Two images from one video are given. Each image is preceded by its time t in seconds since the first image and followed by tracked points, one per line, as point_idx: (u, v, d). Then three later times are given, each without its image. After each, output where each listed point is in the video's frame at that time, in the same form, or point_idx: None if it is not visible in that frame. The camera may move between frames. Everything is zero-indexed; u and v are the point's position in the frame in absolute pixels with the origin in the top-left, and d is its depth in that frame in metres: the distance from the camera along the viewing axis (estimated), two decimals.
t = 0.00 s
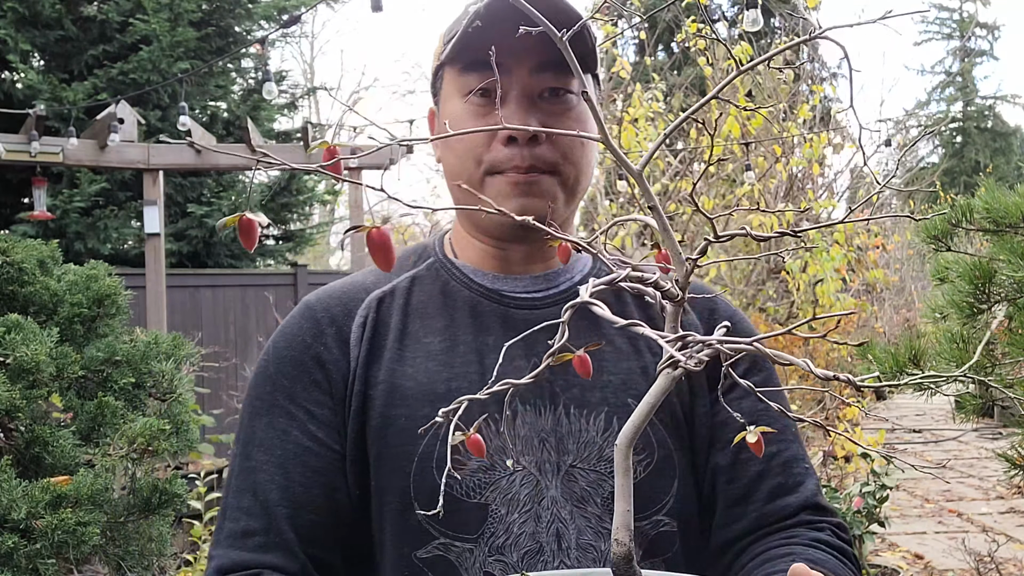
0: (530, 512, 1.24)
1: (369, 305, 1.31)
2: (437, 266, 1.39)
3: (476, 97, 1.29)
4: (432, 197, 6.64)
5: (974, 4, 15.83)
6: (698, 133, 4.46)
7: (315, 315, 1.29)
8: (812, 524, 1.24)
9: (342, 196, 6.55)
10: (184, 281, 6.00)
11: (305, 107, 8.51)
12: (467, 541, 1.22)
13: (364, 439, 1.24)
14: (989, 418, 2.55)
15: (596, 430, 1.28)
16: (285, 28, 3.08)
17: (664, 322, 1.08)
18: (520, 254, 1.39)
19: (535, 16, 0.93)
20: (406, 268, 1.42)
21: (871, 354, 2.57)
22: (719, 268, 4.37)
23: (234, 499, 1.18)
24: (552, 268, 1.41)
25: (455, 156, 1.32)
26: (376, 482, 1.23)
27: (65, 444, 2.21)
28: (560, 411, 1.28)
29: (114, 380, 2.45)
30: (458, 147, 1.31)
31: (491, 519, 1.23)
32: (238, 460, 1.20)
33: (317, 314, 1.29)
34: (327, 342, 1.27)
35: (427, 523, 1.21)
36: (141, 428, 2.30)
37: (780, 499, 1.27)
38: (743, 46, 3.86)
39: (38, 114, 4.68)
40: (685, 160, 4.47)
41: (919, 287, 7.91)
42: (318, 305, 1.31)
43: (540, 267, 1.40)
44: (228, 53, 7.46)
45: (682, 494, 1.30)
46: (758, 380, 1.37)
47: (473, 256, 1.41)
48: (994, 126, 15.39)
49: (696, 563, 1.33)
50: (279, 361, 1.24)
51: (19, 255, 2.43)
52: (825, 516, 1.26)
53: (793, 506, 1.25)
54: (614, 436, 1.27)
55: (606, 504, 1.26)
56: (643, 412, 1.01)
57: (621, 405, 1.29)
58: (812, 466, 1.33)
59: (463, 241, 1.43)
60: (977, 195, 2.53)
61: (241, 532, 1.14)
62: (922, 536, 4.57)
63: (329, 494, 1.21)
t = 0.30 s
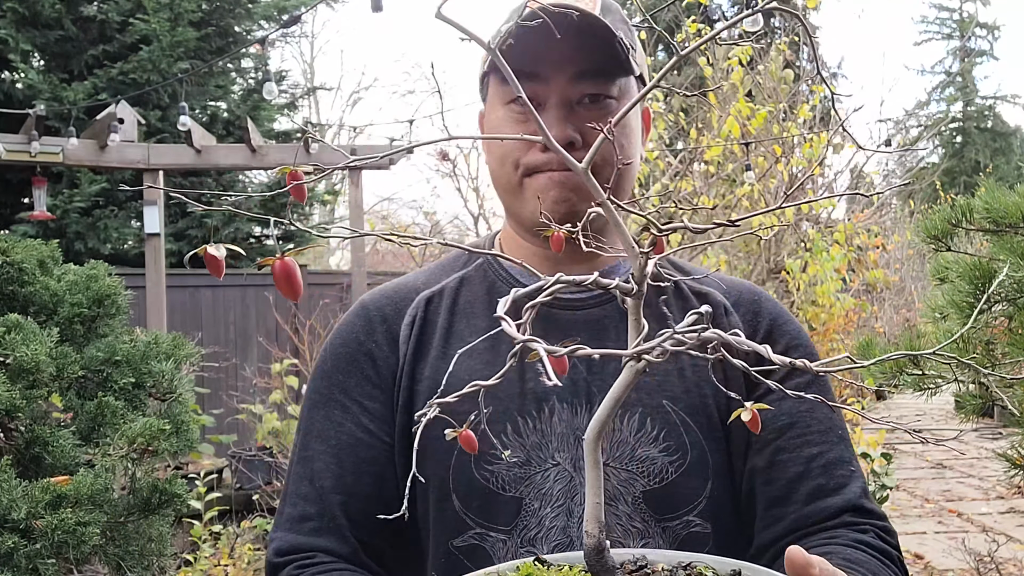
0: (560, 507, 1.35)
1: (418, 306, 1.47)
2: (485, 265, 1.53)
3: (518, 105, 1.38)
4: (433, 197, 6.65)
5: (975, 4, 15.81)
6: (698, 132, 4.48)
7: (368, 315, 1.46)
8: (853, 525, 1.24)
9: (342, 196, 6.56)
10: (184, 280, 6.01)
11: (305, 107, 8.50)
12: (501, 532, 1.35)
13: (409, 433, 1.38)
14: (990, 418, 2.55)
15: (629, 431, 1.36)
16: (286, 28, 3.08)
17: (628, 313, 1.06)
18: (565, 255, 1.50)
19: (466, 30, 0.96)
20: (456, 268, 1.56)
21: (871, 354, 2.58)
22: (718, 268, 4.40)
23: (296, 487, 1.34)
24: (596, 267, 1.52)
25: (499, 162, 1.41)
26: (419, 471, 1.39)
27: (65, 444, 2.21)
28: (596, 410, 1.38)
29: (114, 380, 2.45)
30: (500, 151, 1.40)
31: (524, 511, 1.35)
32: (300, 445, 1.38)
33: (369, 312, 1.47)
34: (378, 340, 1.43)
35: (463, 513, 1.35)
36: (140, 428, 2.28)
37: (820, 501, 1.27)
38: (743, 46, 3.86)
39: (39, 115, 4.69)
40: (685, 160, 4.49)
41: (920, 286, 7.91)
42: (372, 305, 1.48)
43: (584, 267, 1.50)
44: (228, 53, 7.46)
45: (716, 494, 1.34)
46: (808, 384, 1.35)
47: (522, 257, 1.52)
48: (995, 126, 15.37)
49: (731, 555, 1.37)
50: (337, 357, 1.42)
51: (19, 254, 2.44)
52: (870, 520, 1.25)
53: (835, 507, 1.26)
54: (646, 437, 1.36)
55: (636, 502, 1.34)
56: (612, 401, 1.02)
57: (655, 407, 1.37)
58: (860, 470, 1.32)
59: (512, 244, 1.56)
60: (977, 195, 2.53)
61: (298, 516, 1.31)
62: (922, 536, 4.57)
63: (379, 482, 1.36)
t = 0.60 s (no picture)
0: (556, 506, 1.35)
1: (424, 306, 1.44)
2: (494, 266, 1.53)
3: (526, 111, 1.38)
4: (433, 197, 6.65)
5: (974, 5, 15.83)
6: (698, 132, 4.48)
7: (378, 314, 1.47)
8: (853, 535, 1.23)
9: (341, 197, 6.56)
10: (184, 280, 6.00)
11: (305, 107, 8.50)
12: (497, 529, 1.35)
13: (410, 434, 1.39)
14: (990, 418, 2.55)
15: (627, 432, 1.37)
16: (286, 28, 3.07)
17: (598, 304, 1.08)
18: (575, 256, 1.49)
19: (448, 27, 0.99)
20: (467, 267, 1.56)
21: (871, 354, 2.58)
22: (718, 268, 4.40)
23: (303, 479, 1.35)
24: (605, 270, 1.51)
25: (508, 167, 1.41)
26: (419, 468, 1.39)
27: (65, 444, 2.21)
28: (596, 411, 1.38)
29: (114, 380, 2.45)
30: (507, 153, 1.41)
31: (521, 509, 1.35)
32: (308, 440, 1.39)
33: (380, 311, 1.47)
34: (386, 338, 1.44)
35: (460, 510, 1.35)
36: (140, 428, 2.28)
37: (820, 508, 1.26)
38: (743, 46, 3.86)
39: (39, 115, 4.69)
40: (685, 160, 4.49)
41: (920, 286, 7.91)
42: (382, 303, 1.49)
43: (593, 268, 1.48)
44: (228, 53, 7.45)
45: (712, 498, 1.35)
46: (812, 390, 1.33)
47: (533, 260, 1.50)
48: (995, 125, 15.37)
49: (728, 557, 1.36)
50: (347, 355, 1.43)
51: (19, 254, 2.44)
52: (871, 531, 1.24)
53: (835, 515, 1.25)
54: (644, 439, 1.36)
55: (632, 504, 1.35)
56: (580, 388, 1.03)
57: (653, 410, 1.37)
58: (864, 480, 1.31)
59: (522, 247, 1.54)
60: (977, 195, 2.53)
61: (304, 509, 1.31)
62: (921, 536, 4.57)
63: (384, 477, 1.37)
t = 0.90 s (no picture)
0: (548, 506, 1.35)
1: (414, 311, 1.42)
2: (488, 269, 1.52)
3: (515, 111, 1.38)
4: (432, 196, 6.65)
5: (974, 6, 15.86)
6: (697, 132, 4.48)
7: (372, 316, 1.47)
8: (846, 533, 1.22)
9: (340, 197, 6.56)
10: (183, 281, 5.98)
11: (305, 107, 8.50)
12: (488, 529, 1.35)
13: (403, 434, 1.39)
14: (991, 418, 2.55)
15: (618, 432, 1.37)
16: (285, 28, 3.07)
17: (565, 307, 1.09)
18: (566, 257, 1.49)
19: (408, 37, 1.02)
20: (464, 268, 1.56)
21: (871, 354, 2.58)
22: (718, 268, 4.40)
23: (298, 481, 1.35)
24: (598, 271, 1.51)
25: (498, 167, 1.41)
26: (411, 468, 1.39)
27: (65, 444, 2.21)
28: (587, 411, 1.39)
29: (114, 380, 2.45)
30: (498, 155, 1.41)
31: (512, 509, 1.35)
32: (304, 441, 1.39)
33: (373, 314, 1.47)
34: (380, 340, 1.44)
35: (452, 510, 1.35)
36: (140, 428, 2.27)
37: (813, 507, 1.25)
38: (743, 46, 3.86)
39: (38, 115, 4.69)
40: (685, 160, 4.49)
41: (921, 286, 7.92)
42: (376, 306, 1.49)
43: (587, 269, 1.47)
44: (228, 53, 7.45)
45: (704, 498, 1.35)
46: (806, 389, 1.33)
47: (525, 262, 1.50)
48: (995, 125, 15.38)
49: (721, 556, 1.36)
50: (341, 357, 1.43)
51: (19, 254, 2.44)
52: (864, 528, 1.23)
53: (828, 513, 1.23)
54: (635, 439, 1.36)
55: (624, 504, 1.35)
56: (543, 390, 1.04)
57: (644, 410, 1.37)
58: (860, 476, 1.29)
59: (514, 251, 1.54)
60: (977, 195, 2.52)
61: (298, 510, 1.31)
62: (921, 536, 4.57)
63: (377, 478, 1.38)
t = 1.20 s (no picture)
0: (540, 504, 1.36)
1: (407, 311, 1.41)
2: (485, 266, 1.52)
3: (510, 114, 1.37)
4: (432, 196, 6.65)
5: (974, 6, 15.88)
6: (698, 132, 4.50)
7: (368, 313, 1.47)
8: (841, 534, 1.21)
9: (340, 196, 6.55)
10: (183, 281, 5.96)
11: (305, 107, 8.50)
12: (481, 527, 1.34)
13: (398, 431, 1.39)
14: (991, 418, 2.55)
15: (613, 430, 1.37)
16: (285, 28, 3.07)
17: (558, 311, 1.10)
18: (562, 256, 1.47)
19: (412, 46, 1.02)
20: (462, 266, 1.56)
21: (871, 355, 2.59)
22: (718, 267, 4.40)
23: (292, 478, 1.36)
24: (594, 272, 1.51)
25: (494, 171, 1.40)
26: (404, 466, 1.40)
27: (65, 444, 2.21)
28: (582, 410, 1.39)
29: (114, 379, 2.45)
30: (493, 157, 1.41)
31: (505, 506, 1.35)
32: (298, 439, 1.39)
33: (369, 310, 1.47)
34: (375, 338, 1.44)
35: (445, 507, 1.35)
36: (140, 428, 2.28)
37: (808, 507, 1.25)
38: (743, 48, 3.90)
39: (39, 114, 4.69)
40: (685, 160, 4.50)
41: (920, 286, 7.92)
42: (372, 303, 1.49)
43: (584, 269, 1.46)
44: (228, 53, 7.45)
45: (698, 496, 1.35)
46: (803, 388, 1.33)
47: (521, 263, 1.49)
48: (995, 125, 15.38)
49: (713, 555, 1.36)
50: (336, 355, 1.43)
51: (19, 254, 2.44)
52: (859, 528, 1.23)
53: (823, 513, 1.23)
54: (630, 437, 1.36)
55: (618, 502, 1.35)
56: (537, 395, 1.06)
57: (640, 408, 1.38)
58: (858, 477, 1.29)
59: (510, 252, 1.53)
60: (977, 195, 2.52)
61: (291, 505, 1.31)
62: (921, 536, 4.57)
63: (370, 475, 1.39)
